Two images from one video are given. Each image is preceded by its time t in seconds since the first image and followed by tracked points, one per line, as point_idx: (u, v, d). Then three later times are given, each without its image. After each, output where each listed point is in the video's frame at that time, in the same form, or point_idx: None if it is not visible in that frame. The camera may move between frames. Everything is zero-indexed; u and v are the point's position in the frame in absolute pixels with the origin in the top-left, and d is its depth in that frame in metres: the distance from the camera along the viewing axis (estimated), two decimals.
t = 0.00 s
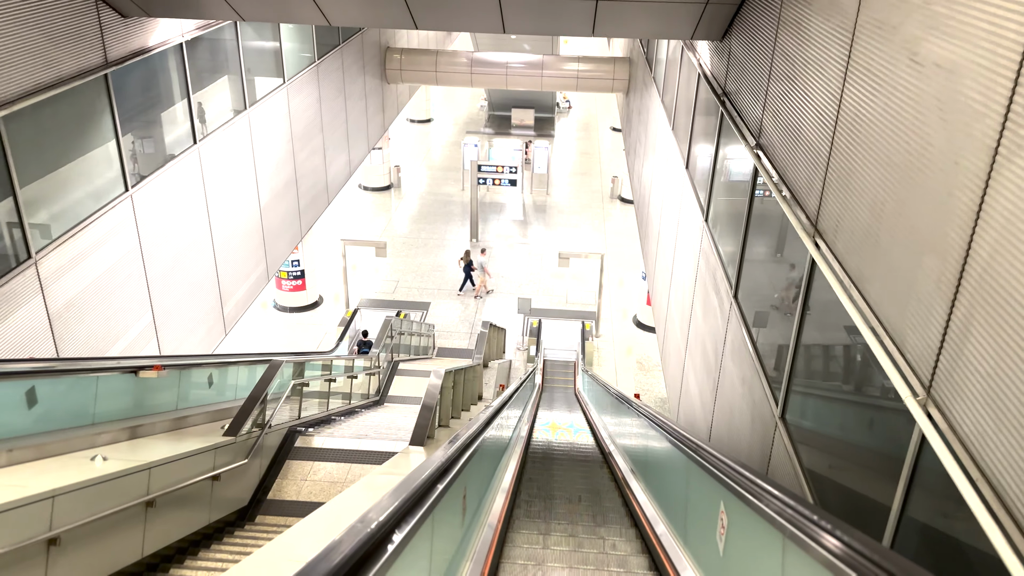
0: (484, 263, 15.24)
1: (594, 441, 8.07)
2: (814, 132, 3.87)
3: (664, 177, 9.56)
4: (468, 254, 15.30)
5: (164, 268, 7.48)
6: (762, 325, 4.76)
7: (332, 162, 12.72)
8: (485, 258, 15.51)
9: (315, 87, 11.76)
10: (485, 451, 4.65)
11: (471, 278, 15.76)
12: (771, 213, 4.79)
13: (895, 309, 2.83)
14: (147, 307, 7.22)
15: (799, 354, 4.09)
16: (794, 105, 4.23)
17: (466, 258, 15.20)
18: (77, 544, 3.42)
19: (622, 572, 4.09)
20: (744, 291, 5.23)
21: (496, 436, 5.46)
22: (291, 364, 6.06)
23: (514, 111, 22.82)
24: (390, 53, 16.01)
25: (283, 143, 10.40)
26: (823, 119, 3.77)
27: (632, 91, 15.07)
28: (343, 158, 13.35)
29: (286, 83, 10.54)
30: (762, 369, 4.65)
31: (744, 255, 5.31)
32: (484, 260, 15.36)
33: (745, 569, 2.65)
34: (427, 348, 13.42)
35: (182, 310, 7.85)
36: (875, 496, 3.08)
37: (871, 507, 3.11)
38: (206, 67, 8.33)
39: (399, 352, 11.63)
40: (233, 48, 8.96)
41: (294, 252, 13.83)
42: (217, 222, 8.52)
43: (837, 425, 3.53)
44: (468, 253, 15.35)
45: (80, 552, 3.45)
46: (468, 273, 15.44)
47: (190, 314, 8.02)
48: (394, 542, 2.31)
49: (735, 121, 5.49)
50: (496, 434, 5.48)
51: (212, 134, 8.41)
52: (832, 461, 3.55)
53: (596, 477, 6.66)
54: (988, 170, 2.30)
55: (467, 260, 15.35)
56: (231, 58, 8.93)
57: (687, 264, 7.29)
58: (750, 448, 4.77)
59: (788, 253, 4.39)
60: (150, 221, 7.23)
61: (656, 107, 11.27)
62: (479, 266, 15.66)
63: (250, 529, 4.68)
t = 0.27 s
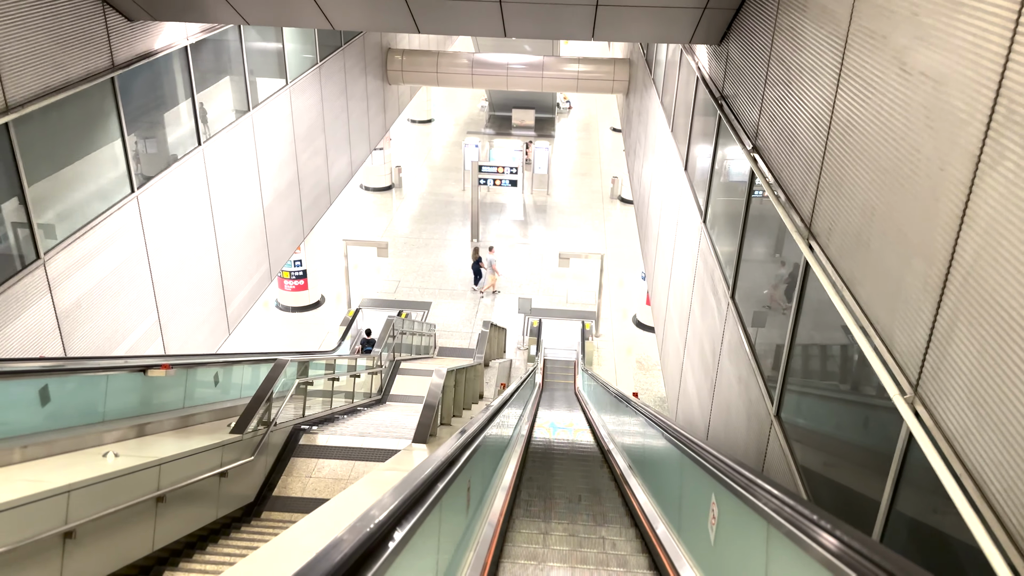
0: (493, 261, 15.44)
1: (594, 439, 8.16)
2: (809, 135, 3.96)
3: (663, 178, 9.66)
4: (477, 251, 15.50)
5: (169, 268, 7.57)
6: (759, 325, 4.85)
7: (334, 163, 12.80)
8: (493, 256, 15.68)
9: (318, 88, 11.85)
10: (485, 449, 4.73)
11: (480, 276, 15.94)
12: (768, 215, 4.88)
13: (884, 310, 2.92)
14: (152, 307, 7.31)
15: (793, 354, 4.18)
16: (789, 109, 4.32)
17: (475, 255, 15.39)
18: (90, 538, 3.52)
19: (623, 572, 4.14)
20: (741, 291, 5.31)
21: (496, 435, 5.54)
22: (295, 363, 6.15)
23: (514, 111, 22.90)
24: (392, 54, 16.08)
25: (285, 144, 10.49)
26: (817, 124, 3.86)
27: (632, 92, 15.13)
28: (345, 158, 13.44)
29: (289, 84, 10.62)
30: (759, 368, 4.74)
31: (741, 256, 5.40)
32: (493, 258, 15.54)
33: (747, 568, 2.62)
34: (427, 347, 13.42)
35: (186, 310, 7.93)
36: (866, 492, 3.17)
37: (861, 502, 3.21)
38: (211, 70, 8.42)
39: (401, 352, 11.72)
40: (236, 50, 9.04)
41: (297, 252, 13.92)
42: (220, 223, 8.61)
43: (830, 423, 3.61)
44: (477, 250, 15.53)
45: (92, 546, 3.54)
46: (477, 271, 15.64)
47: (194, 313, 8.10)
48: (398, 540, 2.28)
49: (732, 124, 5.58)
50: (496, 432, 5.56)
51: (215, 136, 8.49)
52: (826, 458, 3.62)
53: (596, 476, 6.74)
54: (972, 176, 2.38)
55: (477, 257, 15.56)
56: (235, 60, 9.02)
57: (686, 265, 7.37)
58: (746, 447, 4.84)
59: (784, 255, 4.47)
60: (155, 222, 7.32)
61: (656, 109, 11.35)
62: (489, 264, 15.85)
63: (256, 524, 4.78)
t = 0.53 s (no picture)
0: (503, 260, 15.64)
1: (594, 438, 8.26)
2: (805, 140, 4.05)
3: (663, 180, 9.75)
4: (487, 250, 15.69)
5: (175, 268, 7.66)
6: (757, 325, 4.94)
7: (337, 164, 12.89)
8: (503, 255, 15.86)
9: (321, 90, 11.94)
10: (487, 448, 4.82)
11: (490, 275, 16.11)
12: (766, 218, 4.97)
13: (875, 312, 3.01)
14: (159, 307, 7.40)
15: (790, 353, 4.27)
16: (786, 113, 4.41)
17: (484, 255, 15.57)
18: (104, 532, 3.63)
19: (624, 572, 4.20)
20: (740, 292, 5.41)
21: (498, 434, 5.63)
22: (301, 362, 6.25)
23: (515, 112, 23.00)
24: (394, 55, 16.09)
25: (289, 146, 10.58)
26: (812, 129, 3.95)
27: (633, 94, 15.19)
28: (348, 160, 13.54)
29: (292, 86, 10.71)
30: (756, 368, 4.83)
31: (739, 258, 5.49)
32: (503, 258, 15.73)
33: (743, 566, 2.66)
34: (428, 346, 13.52)
35: (191, 309, 8.02)
36: (858, 488, 3.26)
37: (853, 498, 3.31)
38: (216, 72, 8.51)
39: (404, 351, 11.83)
40: (240, 52, 9.13)
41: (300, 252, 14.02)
42: (225, 224, 8.70)
43: (824, 421, 3.71)
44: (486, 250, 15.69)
45: (106, 540, 3.65)
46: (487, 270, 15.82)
47: (199, 313, 8.19)
48: (398, 538, 2.32)
49: (730, 127, 5.66)
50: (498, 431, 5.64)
51: (220, 137, 8.59)
52: (820, 456, 3.71)
53: (596, 475, 6.83)
54: (957, 183, 2.47)
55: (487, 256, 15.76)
56: (239, 62, 9.11)
57: (685, 266, 7.46)
58: (745, 445, 4.92)
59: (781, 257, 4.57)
60: (161, 223, 7.42)
61: (656, 111, 11.43)
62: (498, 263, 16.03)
63: (263, 520, 4.88)
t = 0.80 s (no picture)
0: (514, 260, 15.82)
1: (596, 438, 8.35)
2: (802, 145, 4.14)
3: (664, 181, 9.84)
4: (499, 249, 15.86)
5: (182, 269, 7.76)
6: (756, 326, 5.03)
7: (340, 165, 13.00)
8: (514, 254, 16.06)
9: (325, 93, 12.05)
10: (490, 447, 4.92)
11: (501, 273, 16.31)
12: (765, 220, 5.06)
13: (868, 313, 3.10)
14: (166, 308, 7.51)
15: (788, 353, 4.36)
16: (783, 118, 4.50)
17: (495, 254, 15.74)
18: (119, 527, 3.73)
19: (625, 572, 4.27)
20: (739, 294, 5.50)
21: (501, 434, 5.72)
22: (308, 362, 6.35)
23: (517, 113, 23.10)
24: (397, 57, 16.20)
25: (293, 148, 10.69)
26: (809, 134, 4.04)
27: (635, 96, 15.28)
28: (351, 161, 13.65)
29: (297, 88, 10.81)
30: (755, 368, 4.92)
31: (739, 259, 5.58)
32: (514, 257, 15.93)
33: (740, 564, 2.71)
34: (432, 347, 13.67)
35: (197, 310, 8.12)
36: (852, 484, 3.36)
37: (848, 495, 3.40)
38: (222, 75, 8.62)
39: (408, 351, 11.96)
40: (246, 55, 9.22)
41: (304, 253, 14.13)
42: (231, 225, 8.81)
43: (820, 419, 3.80)
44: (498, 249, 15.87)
45: (122, 534, 3.76)
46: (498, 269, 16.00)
47: (205, 314, 8.28)
48: (401, 538, 2.34)
49: (730, 131, 5.76)
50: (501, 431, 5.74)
51: (226, 140, 8.69)
52: (817, 454, 3.80)
53: (598, 474, 6.93)
54: (945, 189, 2.57)
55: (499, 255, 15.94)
56: (245, 65, 9.22)
57: (686, 267, 7.55)
58: (744, 444, 5.00)
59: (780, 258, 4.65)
60: (169, 224, 7.53)
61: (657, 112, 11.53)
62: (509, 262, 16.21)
63: (271, 517, 4.98)
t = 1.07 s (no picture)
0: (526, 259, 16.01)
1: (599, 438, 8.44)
2: (801, 149, 4.22)
3: (666, 183, 9.93)
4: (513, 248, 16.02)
5: (191, 270, 7.88)
6: (756, 327, 5.12)
7: (346, 167, 13.10)
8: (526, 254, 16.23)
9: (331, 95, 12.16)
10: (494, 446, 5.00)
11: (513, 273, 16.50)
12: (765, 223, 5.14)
13: (864, 315, 3.18)
14: (175, 308, 7.62)
15: (787, 354, 4.45)
16: (783, 123, 4.58)
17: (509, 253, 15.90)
18: (135, 521, 3.84)
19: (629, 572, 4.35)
20: (741, 296, 5.59)
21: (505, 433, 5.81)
22: (315, 361, 6.46)
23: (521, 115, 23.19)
24: (402, 59, 16.43)
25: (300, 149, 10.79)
26: (807, 139, 4.12)
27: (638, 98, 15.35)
28: (357, 163, 13.76)
29: (303, 90, 10.91)
30: (755, 369, 5.00)
31: (740, 261, 5.67)
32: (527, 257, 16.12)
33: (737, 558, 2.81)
34: (436, 347, 13.71)
35: (206, 311, 8.23)
36: (849, 482, 3.45)
37: (844, 492, 3.49)
38: (230, 78, 8.73)
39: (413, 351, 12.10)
40: (254, 58, 9.34)
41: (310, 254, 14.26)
42: (239, 227, 8.92)
43: (818, 419, 3.89)
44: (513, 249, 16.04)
45: (138, 527, 3.87)
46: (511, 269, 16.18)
47: (213, 314, 8.39)
48: (409, 536, 2.44)
49: (731, 134, 5.84)
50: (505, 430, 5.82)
51: (234, 142, 8.81)
52: (815, 453, 3.89)
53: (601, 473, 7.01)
54: (936, 196, 2.65)
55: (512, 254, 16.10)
56: (253, 68, 9.33)
57: (688, 269, 7.63)
58: (745, 443, 5.09)
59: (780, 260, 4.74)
60: (178, 226, 7.65)
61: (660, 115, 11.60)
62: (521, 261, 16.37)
63: (281, 514, 5.08)
